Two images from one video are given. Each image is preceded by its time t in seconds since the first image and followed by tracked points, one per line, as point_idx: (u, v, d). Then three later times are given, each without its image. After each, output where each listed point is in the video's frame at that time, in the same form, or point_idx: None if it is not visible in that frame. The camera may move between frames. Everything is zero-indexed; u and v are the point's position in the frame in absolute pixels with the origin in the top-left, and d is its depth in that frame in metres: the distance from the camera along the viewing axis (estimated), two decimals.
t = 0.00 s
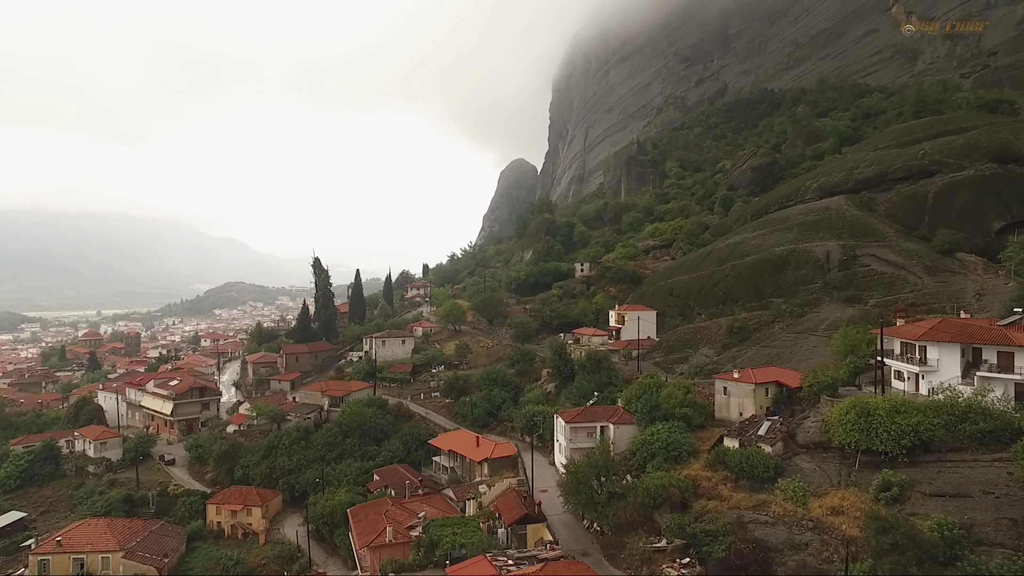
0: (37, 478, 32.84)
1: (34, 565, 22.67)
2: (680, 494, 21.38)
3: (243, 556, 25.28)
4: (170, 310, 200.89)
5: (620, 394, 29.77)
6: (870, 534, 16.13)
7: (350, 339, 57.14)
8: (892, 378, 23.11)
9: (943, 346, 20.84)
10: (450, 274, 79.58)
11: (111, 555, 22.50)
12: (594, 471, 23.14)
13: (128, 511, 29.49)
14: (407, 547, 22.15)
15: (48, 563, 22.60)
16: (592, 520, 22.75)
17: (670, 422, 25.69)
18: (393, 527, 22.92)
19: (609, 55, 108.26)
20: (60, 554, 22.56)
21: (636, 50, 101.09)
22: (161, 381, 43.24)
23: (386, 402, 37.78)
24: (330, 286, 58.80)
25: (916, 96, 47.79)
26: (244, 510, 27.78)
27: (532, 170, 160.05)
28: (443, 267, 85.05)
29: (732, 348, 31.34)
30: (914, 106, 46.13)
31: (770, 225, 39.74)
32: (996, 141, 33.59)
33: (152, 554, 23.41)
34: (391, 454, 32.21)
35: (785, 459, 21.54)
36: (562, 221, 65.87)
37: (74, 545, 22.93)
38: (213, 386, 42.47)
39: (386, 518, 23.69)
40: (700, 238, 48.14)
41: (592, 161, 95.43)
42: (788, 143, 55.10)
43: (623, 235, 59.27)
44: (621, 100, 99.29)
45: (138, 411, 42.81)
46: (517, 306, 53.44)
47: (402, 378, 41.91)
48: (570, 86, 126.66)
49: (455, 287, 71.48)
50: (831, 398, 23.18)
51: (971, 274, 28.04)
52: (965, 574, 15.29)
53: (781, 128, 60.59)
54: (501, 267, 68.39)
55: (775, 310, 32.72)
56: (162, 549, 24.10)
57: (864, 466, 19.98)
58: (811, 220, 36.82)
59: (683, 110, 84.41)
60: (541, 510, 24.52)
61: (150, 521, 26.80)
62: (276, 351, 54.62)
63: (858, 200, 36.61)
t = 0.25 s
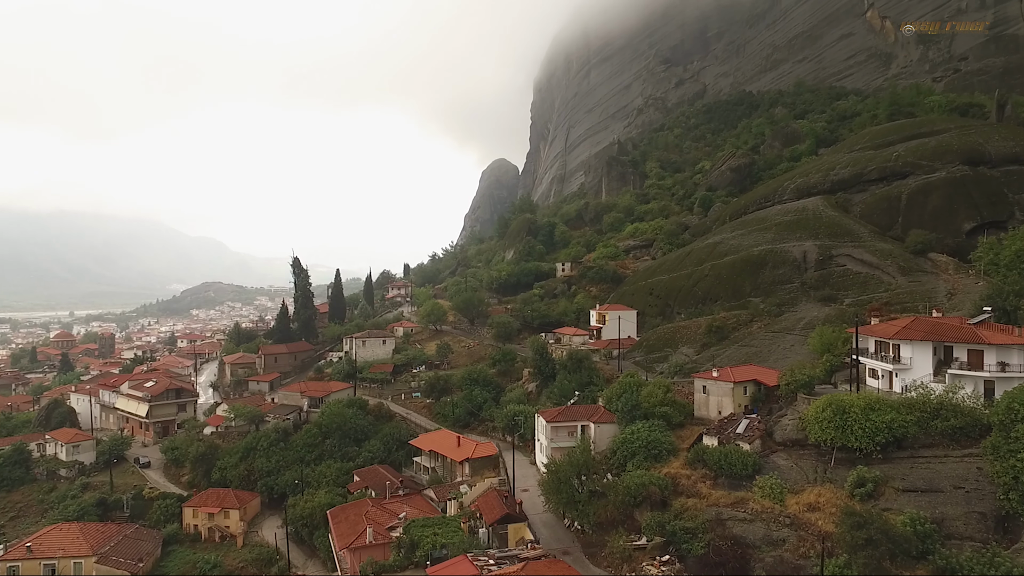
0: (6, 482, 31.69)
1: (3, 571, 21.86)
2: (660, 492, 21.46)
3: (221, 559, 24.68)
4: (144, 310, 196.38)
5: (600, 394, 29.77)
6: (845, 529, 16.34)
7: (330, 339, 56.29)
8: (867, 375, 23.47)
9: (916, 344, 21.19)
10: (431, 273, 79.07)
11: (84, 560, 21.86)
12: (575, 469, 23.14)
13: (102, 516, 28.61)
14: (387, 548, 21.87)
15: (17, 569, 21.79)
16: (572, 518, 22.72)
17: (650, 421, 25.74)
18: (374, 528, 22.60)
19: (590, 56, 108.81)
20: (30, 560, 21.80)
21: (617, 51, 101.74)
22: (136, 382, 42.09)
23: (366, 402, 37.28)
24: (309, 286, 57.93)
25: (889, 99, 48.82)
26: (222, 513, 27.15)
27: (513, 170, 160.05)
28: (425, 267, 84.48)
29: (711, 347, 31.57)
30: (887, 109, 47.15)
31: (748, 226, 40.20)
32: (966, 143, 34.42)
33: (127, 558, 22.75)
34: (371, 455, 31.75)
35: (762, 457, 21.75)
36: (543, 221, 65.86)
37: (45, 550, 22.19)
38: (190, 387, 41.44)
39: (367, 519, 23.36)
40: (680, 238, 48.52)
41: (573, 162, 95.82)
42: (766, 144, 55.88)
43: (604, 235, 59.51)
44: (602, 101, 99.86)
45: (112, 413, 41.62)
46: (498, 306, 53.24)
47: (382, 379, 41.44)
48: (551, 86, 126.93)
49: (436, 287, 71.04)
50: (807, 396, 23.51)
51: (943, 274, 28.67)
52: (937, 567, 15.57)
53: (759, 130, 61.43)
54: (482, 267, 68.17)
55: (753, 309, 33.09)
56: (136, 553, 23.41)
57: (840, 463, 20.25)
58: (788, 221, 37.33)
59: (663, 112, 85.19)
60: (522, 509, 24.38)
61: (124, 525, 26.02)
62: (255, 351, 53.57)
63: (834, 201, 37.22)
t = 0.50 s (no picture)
0: None
1: None
2: (636, 490, 21.51)
3: (193, 564, 23.97)
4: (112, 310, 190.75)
5: (578, 393, 29.75)
6: (817, 524, 16.56)
7: (306, 339, 55.25)
8: (838, 373, 23.88)
9: (885, 343, 21.62)
10: (408, 273, 78.33)
11: (50, 567, 21.00)
12: (552, 468, 23.08)
13: (68, 521, 27.59)
14: (364, 550, 21.56)
15: None
16: (550, 517, 22.64)
17: (626, 420, 25.79)
18: (350, 530, 22.22)
19: (568, 57, 109.30)
20: None
21: (594, 52, 102.39)
22: (105, 384, 40.68)
23: (342, 403, 36.65)
24: (284, 285, 56.88)
25: (859, 103, 49.96)
26: (194, 517, 26.40)
27: (491, 170, 159.83)
28: (402, 266, 83.67)
29: (687, 346, 31.81)
30: (858, 113, 48.30)
31: (723, 226, 40.71)
32: (932, 146, 35.38)
33: (95, 564, 21.89)
34: (348, 456, 31.18)
35: (737, 454, 21.94)
36: (521, 221, 65.76)
37: (7, 558, 21.28)
38: (161, 389, 40.24)
39: (343, 520, 22.95)
40: (656, 238, 48.90)
41: (551, 162, 96.15)
42: (740, 146, 56.70)
43: (582, 235, 59.69)
44: (580, 102, 100.41)
45: (79, 416, 40.18)
46: (476, 306, 52.95)
47: (359, 379, 40.84)
48: (529, 86, 127.06)
49: (414, 287, 70.44)
50: (781, 394, 23.91)
51: (910, 274, 29.41)
52: (905, 560, 15.89)
53: (734, 131, 62.33)
54: (460, 267, 67.84)
55: (728, 309, 33.49)
56: (105, 559, 22.56)
57: (812, 459, 20.55)
58: (762, 221, 37.91)
59: (640, 113, 85.98)
60: (500, 509, 24.20)
61: (91, 531, 25.09)
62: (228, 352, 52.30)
63: (806, 202, 37.90)
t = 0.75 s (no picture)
0: None
1: None
2: (609, 488, 21.54)
3: (158, 571, 23.06)
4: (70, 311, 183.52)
5: (551, 392, 29.62)
6: (785, 519, 16.80)
7: (276, 340, 53.90)
8: (805, 371, 24.31)
9: (850, 341, 22.07)
10: (380, 273, 77.23)
11: None
12: (526, 467, 22.93)
13: (25, 529, 26.29)
14: (336, 553, 21.10)
15: None
16: (523, 516, 22.48)
17: (599, 418, 25.77)
18: (321, 532, 21.68)
19: (541, 57, 109.59)
20: None
21: (568, 53, 102.86)
22: (65, 386, 38.95)
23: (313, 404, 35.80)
24: (253, 285, 55.51)
25: (825, 106, 51.18)
26: (160, 522, 25.47)
27: (464, 169, 159.16)
28: (374, 266, 82.47)
29: (658, 345, 32.05)
30: (824, 116, 49.51)
31: (693, 226, 41.21)
32: (894, 150, 36.42)
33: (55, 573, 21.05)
34: (319, 457, 30.43)
35: (707, 451, 22.12)
36: (494, 221, 65.47)
37: None
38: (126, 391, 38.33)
39: (314, 523, 22.40)
40: (628, 238, 49.23)
41: (525, 162, 96.29)
42: (711, 147, 57.52)
43: (555, 235, 59.75)
44: (553, 102, 100.80)
45: (38, 420, 38.40)
46: (449, 306, 52.47)
47: (331, 380, 40.02)
48: (503, 86, 126.82)
49: (386, 286, 69.54)
50: (750, 392, 24.24)
51: (873, 273, 30.22)
52: (868, 552, 16.27)
53: (704, 133, 63.23)
54: (433, 266, 67.24)
55: (698, 308, 33.87)
56: (65, 567, 21.58)
57: (780, 455, 20.83)
58: (731, 222, 38.50)
59: (613, 114, 86.70)
60: (473, 509, 23.93)
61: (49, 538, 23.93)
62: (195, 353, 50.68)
63: (774, 203, 38.61)
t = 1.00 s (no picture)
0: None
1: None
2: (581, 487, 21.56)
3: None
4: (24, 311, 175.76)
5: (523, 391, 29.40)
6: (753, 515, 16.93)
7: (244, 340, 52.34)
8: (772, 369, 24.69)
9: (815, 339, 22.49)
10: (351, 273, 75.84)
11: None
12: (498, 466, 22.74)
13: None
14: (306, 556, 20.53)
15: None
16: (496, 516, 22.28)
17: (571, 417, 25.68)
18: (291, 535, 21.05)
19: (514, 57, 109.66)
20: None
21: (540, 53, 103.09)
22: (21, 390, 37.10)
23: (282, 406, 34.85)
24: (221, 284, 54.03)
25: (791, 109, 52.36)
26: (122, 528, 24.46)
27: (437, 169, 158.12)
28: (344, 266, 80.99)
29: (629, 343, 32.22)
30: (790, 119, 50.67)
31: (664, 226, 41.64)
32: (857, 152, 37.40)
33: None
34: (288, 459, 29.56)
35: (677, 449, 22.29)
36: (466, 220, 65.01)
37: None
38: (87, 394, 36.66)
39: (283, 526, 21.70)
40: (600, 238, 49.50)
41: (497, 162, 96.28)
42: (681, 149, 58.29)
43: (527, 235, 59.70)
44: (525, 102, 101.02)
45: None
46: (421, 305, 51.84)
47: (300, 381, 39.07)
48: (475, 85, 126.43)
49: (358, 286, 68.45)
50: (719, 389, 24.50)
51: (838, 273, 30.98)
52: (833, 545, 16.75)
53: (675, 134, 64.00)
54: (405, 266, 66.47)
55: (668, 307, 34.17)
56: None
57: (748, 452, 21.10)
58: (700, 222, 39.02)
59: (584, 114, 87.26)
60: (445, 509, 23.58)
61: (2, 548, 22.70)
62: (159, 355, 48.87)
63: (743, 204, 39.29)
